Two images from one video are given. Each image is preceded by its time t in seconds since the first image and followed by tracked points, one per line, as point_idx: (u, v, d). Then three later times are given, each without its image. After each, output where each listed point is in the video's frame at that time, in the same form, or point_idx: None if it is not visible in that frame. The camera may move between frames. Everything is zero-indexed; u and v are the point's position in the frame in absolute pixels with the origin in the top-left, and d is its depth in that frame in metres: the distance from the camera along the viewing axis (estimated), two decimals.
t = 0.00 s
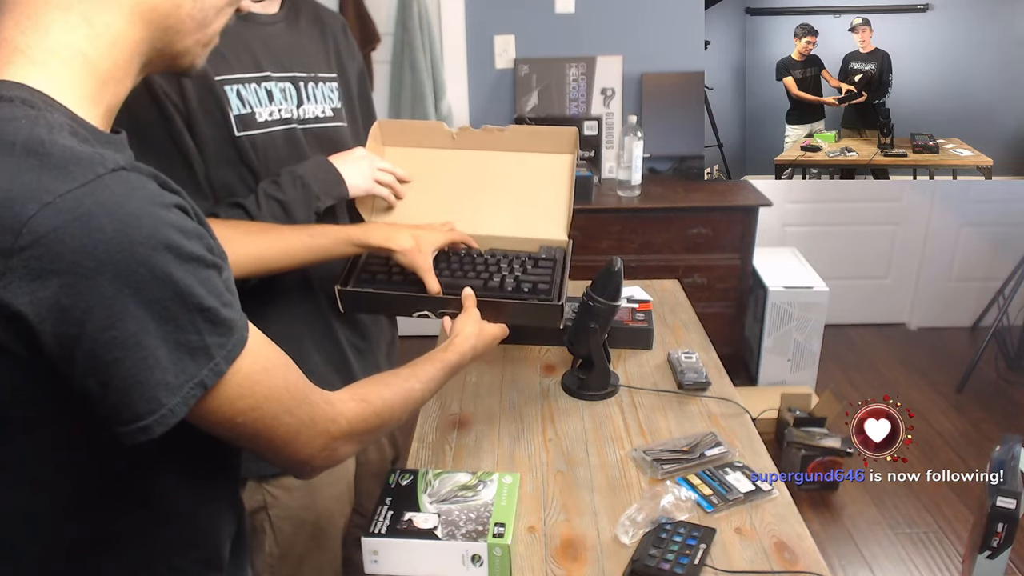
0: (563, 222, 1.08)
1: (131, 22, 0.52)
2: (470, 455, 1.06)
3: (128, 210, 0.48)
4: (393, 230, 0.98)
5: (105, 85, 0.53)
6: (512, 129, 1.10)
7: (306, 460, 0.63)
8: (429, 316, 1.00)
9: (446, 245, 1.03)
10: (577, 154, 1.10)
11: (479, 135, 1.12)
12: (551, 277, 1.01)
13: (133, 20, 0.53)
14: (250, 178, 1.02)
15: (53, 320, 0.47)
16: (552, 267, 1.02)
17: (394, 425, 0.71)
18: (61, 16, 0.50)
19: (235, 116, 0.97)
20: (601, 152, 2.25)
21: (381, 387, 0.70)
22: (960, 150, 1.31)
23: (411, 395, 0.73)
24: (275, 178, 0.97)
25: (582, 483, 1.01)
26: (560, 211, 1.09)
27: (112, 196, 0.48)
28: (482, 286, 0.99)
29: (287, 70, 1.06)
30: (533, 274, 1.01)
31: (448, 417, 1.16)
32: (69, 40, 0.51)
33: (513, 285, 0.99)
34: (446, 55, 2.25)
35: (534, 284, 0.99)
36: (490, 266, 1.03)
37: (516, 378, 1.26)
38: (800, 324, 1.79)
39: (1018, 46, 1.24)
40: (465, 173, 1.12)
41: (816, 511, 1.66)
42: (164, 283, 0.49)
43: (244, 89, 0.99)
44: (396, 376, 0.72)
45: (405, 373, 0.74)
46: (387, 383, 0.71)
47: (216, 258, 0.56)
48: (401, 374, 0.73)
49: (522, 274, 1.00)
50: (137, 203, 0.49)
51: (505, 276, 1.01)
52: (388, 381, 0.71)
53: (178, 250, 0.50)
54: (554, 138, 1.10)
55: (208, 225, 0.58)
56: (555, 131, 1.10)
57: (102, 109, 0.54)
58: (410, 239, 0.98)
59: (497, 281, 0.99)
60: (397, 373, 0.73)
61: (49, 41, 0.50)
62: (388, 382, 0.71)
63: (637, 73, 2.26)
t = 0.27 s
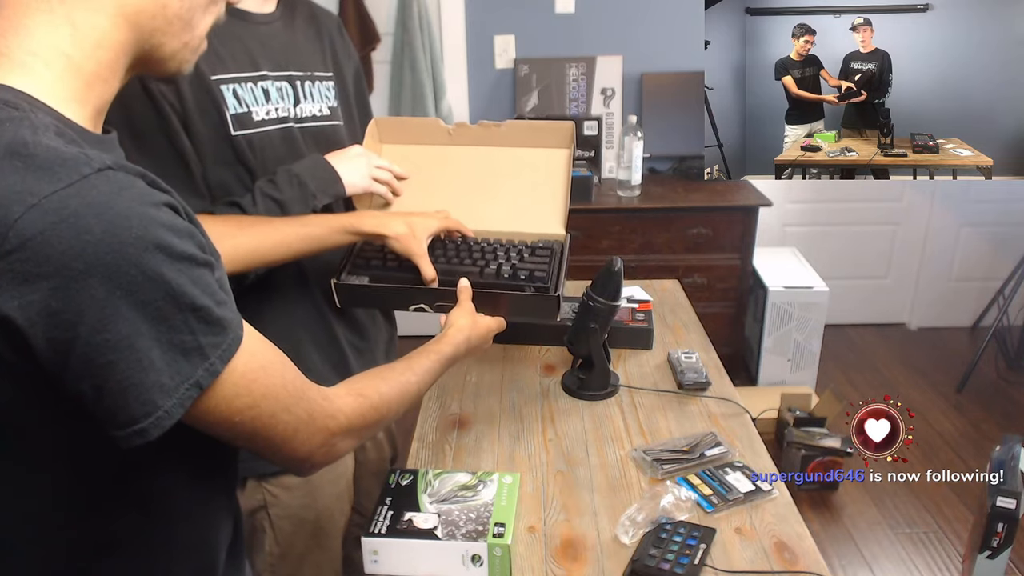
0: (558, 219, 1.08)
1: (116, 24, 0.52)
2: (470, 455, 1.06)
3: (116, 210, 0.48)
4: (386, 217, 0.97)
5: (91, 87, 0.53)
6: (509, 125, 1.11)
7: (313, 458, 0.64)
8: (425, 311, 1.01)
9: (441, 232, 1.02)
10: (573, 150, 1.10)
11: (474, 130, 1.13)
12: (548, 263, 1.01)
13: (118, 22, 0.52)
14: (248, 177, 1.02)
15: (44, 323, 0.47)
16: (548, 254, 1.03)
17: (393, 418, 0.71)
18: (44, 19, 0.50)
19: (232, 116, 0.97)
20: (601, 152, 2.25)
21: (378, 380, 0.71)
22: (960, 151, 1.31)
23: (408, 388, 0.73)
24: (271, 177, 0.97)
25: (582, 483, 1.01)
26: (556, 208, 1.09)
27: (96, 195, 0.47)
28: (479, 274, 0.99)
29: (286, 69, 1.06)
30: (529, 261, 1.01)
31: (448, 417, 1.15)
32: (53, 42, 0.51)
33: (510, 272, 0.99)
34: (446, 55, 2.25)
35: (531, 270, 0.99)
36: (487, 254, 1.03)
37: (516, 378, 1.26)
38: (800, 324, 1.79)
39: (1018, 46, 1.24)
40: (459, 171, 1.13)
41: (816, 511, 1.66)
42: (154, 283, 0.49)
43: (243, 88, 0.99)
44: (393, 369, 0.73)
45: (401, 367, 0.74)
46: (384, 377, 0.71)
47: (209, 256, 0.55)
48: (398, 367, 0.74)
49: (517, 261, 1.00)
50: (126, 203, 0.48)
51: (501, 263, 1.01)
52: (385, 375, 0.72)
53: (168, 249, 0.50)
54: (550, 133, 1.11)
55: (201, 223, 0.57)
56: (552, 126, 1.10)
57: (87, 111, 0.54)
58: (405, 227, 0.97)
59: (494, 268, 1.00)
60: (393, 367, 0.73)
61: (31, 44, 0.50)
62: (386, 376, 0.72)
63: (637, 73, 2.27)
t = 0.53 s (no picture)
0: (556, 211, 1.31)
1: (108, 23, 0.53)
2: (470, 456, 1.08)
3: (99, 212, 0.68)
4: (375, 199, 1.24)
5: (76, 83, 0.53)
6: (507, 122, 1.26)
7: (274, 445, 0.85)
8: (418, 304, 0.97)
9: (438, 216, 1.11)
10: (567, 146, 1.29)
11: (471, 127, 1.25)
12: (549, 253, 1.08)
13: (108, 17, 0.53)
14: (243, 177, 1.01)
15: (33, 308, 0.69)
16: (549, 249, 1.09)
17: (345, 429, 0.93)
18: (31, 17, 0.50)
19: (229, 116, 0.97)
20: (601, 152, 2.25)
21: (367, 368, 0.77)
22: (960, 150, 1.31)
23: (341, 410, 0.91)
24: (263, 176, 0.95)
25: (582, 484, 1.04)
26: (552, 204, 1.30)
27: (109, 201, 0.69)
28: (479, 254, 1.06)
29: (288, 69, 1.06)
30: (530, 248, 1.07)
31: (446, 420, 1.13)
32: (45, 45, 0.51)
33: (509, 256, 1.07)
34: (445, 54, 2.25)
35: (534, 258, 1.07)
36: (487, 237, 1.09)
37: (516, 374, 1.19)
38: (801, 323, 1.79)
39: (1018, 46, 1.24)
40: (460, 167, 1.28)
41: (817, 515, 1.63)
42: (149, 279, 0.71)
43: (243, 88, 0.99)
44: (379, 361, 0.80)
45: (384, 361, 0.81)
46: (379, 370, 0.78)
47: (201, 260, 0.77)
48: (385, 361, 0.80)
49: (515, 243, 1.06)
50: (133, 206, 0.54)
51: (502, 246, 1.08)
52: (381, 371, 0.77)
53: (165, 253, 0.72)
54: (546, 131, 1.28)
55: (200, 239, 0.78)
56: (549, 125, 1.28)
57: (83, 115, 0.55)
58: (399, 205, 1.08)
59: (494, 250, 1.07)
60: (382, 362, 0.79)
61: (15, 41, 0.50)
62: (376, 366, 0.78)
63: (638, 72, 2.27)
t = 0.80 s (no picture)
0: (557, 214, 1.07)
1: (85, 17, 0.50)
2: (470, 455, 1.06)
3: (94, 203, 0.47)
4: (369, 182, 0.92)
5: (68, 82, 0.52)
6: (505, 122, 1.10)
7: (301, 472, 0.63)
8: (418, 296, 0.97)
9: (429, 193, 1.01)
10: (568, 145, 1.11)
11: (469, 127, 1.12)
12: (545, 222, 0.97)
13: (87, 11, 0.50)
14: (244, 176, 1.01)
15: (26, 325, 0.46)
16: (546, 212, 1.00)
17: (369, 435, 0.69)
18: (13, 13, 0.49)
19: (227, 115, 0.97)
20: (601, 152, 2.25)
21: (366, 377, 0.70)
22: (960, 150, 1.31)
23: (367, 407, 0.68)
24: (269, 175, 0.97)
25: (582, 483, 1.00)
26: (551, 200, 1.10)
27: (103, 191, 0.47)
28: (474, 237, 0.96)
29: (285, 69, 1.06)
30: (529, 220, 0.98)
31: (447, 419, 1.15)
32: (24, 40, 0.49)
33: (506, 234, 0.96)
34: (445, 54, 2.25)
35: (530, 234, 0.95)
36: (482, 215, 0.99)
37: (516, 379, 1.26)
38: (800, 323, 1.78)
39: (1018, 46, 1.24)
40: (454, 165, 1.13)
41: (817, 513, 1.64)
42: (140, 284, 0.48)
43: (242, 87, 0.99)
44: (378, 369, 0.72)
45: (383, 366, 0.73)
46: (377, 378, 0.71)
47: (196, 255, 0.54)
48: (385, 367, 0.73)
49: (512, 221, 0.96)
50: (117, 199, 0.48)
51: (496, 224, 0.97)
52: (376, 376, 0.71)
53: (164, 250, 0.50)
54: (544, 129, 1.11)
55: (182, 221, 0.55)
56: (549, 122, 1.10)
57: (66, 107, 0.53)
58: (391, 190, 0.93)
59: (491, 230, 0.96)
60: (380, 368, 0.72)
61: (2, 41, 0.49)
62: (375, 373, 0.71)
63: (637, 72, 2.27)
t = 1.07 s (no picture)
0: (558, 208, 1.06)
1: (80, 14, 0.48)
2: (469, 455, 1.06)
3: (82, 208, 0.42)
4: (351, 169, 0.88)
5: (66, 82, 0.49)
6: (504, 120, 1.11)
7: (256, 520, 0.56)
8: (420, 290, 0.97)
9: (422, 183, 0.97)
10: (567, 141, 1.11)
11: (470, 126, 1.13)
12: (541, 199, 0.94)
13: (85, 12, 0.48)
14: (244, 175, 1.01)
15: None
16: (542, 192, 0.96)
17: (342, 461, 0.62)
18: (12, 13, 0.46)
19: (232, 114, 0.97)
20: (601, 152, 2.25)
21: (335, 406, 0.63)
22: (960, 150, 1.31)
23: (328, 436, 0.61)
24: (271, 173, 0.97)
25: (582, 483, 1.01)
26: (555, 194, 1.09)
27: (95, 199, 0.43)
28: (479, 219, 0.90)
29: (289, 69, 1.06)
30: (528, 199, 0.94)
31: (448, 418, 1.15)
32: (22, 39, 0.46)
33: (506, 213, 0.90)
34: (445, 54, 2.25)
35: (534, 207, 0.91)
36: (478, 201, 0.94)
37: (516, 378, 1.26)
38: (800, 323, 1.78)
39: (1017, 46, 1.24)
40: (454, 165, 1.13)
41: (817, 511, 1.65)
42: (114, 299, 0.44)
43: (245, 87, 0.99)
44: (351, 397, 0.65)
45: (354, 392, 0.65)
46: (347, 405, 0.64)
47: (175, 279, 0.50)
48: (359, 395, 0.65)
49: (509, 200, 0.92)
50: (97, 202, 0.43)
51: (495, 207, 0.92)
52: (344, 404, 0.64)
53: (149, 270, 0.46)
54: (543, 125, 1.11)
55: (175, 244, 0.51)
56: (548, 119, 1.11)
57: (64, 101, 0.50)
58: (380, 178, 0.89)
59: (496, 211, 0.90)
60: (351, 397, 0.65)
61: (1, 40, 0.46)
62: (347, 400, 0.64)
63: (637, 73, 2.27)
